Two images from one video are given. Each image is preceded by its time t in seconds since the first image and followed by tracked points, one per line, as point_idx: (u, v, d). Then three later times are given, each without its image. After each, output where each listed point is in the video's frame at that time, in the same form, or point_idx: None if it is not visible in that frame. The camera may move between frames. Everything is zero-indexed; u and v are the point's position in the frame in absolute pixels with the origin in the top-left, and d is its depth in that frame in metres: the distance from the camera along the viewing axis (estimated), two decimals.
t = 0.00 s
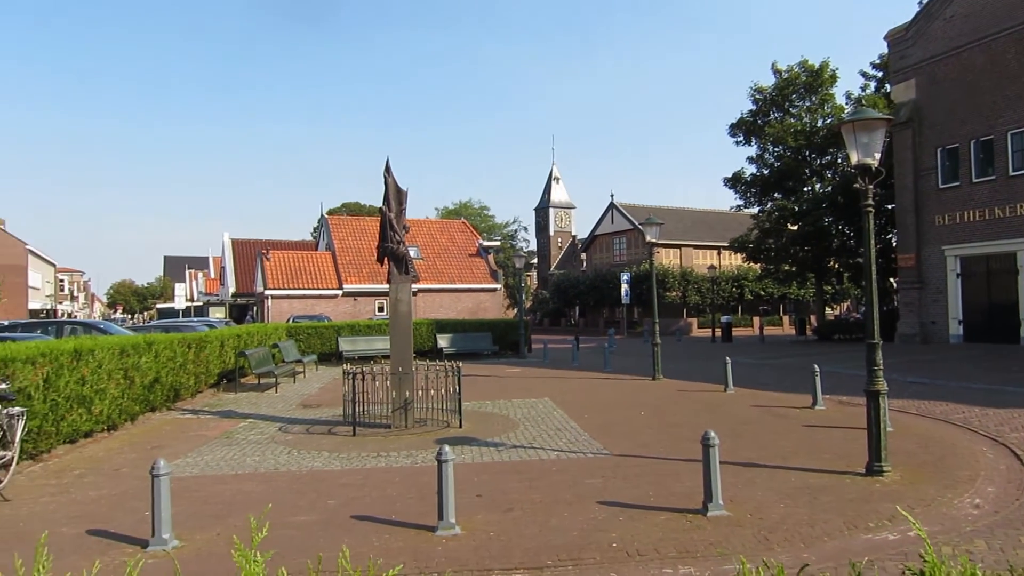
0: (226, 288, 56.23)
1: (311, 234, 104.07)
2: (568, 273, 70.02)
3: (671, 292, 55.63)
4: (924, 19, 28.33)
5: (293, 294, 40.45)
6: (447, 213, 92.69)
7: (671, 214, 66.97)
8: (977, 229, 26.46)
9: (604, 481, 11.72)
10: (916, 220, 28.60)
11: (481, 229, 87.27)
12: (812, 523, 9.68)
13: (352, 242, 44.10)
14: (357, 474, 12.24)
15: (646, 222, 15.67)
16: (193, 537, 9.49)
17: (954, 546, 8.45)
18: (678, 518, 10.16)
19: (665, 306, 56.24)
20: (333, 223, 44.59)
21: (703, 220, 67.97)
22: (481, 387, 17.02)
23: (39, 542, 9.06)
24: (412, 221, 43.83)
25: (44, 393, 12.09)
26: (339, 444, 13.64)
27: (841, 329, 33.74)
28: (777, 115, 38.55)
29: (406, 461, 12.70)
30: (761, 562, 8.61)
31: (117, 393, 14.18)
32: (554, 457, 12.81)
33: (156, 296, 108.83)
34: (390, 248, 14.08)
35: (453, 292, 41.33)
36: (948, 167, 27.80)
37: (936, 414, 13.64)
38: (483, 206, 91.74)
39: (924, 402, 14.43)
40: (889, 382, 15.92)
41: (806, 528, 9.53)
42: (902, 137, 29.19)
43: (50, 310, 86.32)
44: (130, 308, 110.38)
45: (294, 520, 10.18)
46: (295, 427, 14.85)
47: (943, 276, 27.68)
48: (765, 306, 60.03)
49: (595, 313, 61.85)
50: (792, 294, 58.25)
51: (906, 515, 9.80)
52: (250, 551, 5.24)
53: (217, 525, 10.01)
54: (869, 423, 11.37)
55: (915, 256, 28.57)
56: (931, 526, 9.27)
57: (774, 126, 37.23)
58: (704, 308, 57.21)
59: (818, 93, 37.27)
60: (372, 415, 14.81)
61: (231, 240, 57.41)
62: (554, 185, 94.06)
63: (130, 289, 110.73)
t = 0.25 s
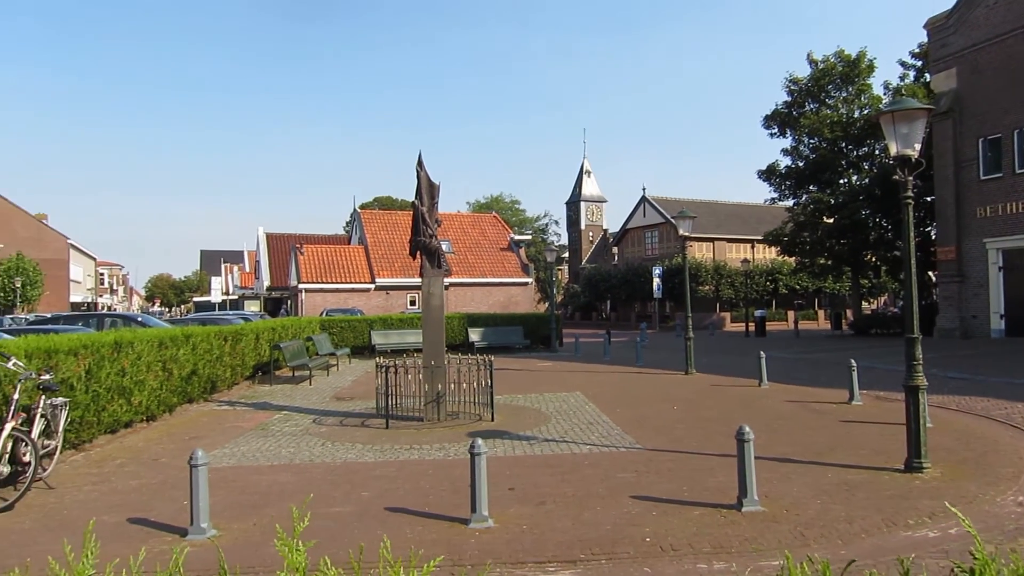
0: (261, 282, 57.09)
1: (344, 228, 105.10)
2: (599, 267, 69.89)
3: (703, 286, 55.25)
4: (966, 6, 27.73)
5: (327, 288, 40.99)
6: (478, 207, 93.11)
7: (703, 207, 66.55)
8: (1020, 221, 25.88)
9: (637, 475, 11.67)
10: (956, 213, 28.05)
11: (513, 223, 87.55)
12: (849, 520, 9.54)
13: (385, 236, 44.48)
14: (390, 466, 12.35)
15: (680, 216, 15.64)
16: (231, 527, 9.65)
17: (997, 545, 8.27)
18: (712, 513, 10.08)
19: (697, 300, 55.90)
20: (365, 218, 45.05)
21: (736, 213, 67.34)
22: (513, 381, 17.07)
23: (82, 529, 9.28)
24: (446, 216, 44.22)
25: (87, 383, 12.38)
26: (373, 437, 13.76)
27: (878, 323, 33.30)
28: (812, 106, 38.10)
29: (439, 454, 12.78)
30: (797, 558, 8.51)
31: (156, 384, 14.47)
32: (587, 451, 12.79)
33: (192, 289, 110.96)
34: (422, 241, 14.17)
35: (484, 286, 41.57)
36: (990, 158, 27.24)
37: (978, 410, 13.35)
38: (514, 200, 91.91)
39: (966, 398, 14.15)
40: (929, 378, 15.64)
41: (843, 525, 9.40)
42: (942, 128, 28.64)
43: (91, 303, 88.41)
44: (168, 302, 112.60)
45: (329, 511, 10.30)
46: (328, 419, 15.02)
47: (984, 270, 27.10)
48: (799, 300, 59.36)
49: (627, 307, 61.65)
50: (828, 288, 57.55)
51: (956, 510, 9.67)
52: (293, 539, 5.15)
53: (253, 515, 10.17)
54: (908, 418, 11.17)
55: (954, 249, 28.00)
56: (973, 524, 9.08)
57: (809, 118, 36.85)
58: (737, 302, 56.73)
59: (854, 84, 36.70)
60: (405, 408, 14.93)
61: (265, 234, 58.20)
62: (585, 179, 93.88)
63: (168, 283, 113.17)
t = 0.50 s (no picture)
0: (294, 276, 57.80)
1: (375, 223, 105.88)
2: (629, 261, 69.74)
3: (735, 280, 54.84)
4: None
5: (359, 282, 41.37)
6: (508, 201, 93.29)
7: (735, 199, 66.06)
8: None
9: (670, 471, 11.61)
10: (996, 203, 27.79)
11: (543, 218, 87.61)
12: (888, 516, 9.39)
13: (416, 231, 44.75)
14: (423, 459, 12.44)
15: (712, 209, 15.57)
16: (267, 518, 9.78)
17: None
18: (748, 509, 9.99)
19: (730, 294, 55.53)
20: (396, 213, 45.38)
21: (770, 205, 66.66)
22: (545, 376, 17.08)
23: (124, 519, 9.48)
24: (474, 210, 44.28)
25: (127, 376, 12.63)
26: (406, 430, 13.87)
27: (916, 317, 32.80)
28: (848, 97, 37.84)
29: (471, 447, 12.84)
30: (835, 555, 8.40)
31: (193, 377, 14.73)
32: (619, 445, 12.76)
33: (227, 284, 112.76)
34: (454, 236, 14.21)
35: (515, 280, 41.67)
36: None
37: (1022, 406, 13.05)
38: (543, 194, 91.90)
39: (1009, 394, 13.84)
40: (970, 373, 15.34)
41: (882, 522, 9.26)
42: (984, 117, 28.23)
43: (130, 298, 90.25)
44: (204, 296, 114.53)
45: (364, 504, 10.40)
46: (361, 413, 15.17)
47: None
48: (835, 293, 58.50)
49: (658, 301, 61.50)
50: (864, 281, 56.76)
51: (1007, 506, 9.57)
52: (336, 529, 5.17)
53: (289, 507, 10.31)
54: (949, 413, 10.96)
55: (995, 241, 27.64)
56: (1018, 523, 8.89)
57: (845, 108, 36.53)
58: (770, 297, 56.40)
59: (891, 73, 36.47)
60: (437, 402, 15.01)
61: (298, 230, 58.86)
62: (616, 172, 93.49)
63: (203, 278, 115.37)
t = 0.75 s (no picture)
0: (327, 272, 58.45)
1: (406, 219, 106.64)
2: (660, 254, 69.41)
3: (769, 273, 54.27)
4: None
5: (390, 277, 41.67)
6: (538, 195, 93.34)
7: (769, 190, 65.46)
8: None
9: (705, 465, 11.52)
10: None
11: (573, 211, 87.50)
12: (930, 513, 9.22)
13: (446, 226, 44.96)
14: (456, 453, 12.49)
15: (745, 200, 15.38)
16: (304, 510, 9.90)
17: None
18: (784, 504, 9.88)
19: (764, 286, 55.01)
20: (427, 208, 45.68)
21: (805, 196, 65.83)
22: (577, 370, 17.06)
23: (164, 510, 9.66)
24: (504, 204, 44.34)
25: (166, 370, 12.86)
26: (439, 424, 13.95)
27: (956, 309, 32.14)
28: (885, 84, 37.44)
29: (504, 441, 12.86)
30: (875, 552, 8.28)
31: (229, 371, 14.95)
32: (652, 440, 12.69)
33: (261, 280, 114.36)
34: (486, 230, 14.23)
35: (545, 274, 41.67)
36: None
37: None
38: (573, 188, 91.75)
39: None
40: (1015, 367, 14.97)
41: (924, 518, 9.09)
42: None
43: (167, 294, 92.02)
44: (239, 292, 116.38)
45: (399, 497, 10.47)
46: (394, 407, 15.28)
47: None
48: (871, 286, 57.82)
49: (690, 295, 61.15)
50: (902, 273, 55.78)
51: None
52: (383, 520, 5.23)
53: (325, 499, 10.42)
54: (993, 408, 10.71)
55: None
56: None
57: (881, 96, 36.04)
58: (805, 289, 55.77)
59: (930, 59, 35.94)
60: (469, 396, 15.07)
61: (330, 226, 59.50)
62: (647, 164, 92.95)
63: (239, 274, 117.25)
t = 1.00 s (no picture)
0: (360, 266, 59.00)
1: (438, 213, 107.10)
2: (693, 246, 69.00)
3: (804, 265, 53.58)
4: None
5: (422, 271, 41.91)
6: (570, 188, 93.19)
7: (805, 180, 64.52)
8: None
9: (741, 460, 11.41)
10: None
11: (605, 204, 87.25)
12: (975, 511, 9.03)
13: (478, 220, 45.10)
14: (490, 446, 12.52)
15: (781, 191, 15.14)
16: (340, 502, 9.99)
17: None
18: (824, 500, 9.74)
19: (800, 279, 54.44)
20: (458, 202, 45.89)
21: (842, 186, 64.73)
22: (610, 364, 16.99)
23: (204, 500, 9.82)
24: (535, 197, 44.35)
25: (205, 362, 13.07)
26: (472, 417, 13.99)
27: (1001, 302, 31.43)
28: (924, 70, 36.69)
29: (537, 435, 12.86)
30: (918, 550, 8.13)
31: (266, 364, 15.15)
32: (687, 434, 12.60)
33: (295, 274, 115.84)
34: (519, 223, 14.22)
35: (577, 268, 41.61)
36: None
37: None
38: (604, 181, 91.41)
39: None
40: None
41: (969, 517, 8.90)
42: None
43: (204, 288, 93.60)
44: (273, 286, 118.03)
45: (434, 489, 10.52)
46: (427, 400, 15.36)
47: None
48: (911, 278, 56.79)
49: (723, 288, 60.67)
50: (942, 264, 54.71)
51: None
52: (431, 512, 5.28)
53: (361, 491, 10.51)
54: None
55: None
56: None
57: (921, 83, 35.29)
58: (842, 281, 55.06)
59: (972, 44, 35.09)
60: (502, 390, 15.09)
61: (362, 221, 59.96)
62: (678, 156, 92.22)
63: (274, 269, 118.92)
